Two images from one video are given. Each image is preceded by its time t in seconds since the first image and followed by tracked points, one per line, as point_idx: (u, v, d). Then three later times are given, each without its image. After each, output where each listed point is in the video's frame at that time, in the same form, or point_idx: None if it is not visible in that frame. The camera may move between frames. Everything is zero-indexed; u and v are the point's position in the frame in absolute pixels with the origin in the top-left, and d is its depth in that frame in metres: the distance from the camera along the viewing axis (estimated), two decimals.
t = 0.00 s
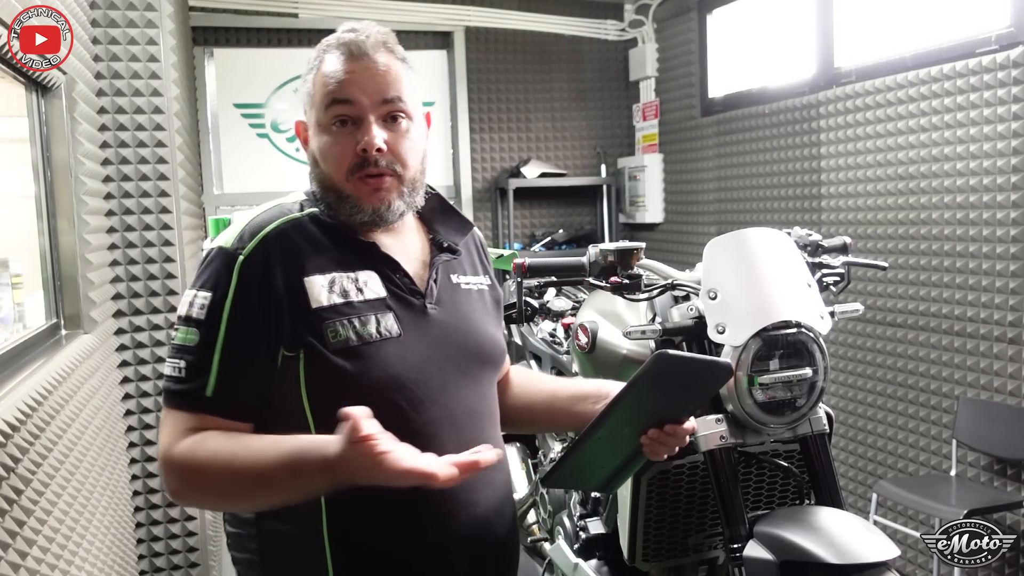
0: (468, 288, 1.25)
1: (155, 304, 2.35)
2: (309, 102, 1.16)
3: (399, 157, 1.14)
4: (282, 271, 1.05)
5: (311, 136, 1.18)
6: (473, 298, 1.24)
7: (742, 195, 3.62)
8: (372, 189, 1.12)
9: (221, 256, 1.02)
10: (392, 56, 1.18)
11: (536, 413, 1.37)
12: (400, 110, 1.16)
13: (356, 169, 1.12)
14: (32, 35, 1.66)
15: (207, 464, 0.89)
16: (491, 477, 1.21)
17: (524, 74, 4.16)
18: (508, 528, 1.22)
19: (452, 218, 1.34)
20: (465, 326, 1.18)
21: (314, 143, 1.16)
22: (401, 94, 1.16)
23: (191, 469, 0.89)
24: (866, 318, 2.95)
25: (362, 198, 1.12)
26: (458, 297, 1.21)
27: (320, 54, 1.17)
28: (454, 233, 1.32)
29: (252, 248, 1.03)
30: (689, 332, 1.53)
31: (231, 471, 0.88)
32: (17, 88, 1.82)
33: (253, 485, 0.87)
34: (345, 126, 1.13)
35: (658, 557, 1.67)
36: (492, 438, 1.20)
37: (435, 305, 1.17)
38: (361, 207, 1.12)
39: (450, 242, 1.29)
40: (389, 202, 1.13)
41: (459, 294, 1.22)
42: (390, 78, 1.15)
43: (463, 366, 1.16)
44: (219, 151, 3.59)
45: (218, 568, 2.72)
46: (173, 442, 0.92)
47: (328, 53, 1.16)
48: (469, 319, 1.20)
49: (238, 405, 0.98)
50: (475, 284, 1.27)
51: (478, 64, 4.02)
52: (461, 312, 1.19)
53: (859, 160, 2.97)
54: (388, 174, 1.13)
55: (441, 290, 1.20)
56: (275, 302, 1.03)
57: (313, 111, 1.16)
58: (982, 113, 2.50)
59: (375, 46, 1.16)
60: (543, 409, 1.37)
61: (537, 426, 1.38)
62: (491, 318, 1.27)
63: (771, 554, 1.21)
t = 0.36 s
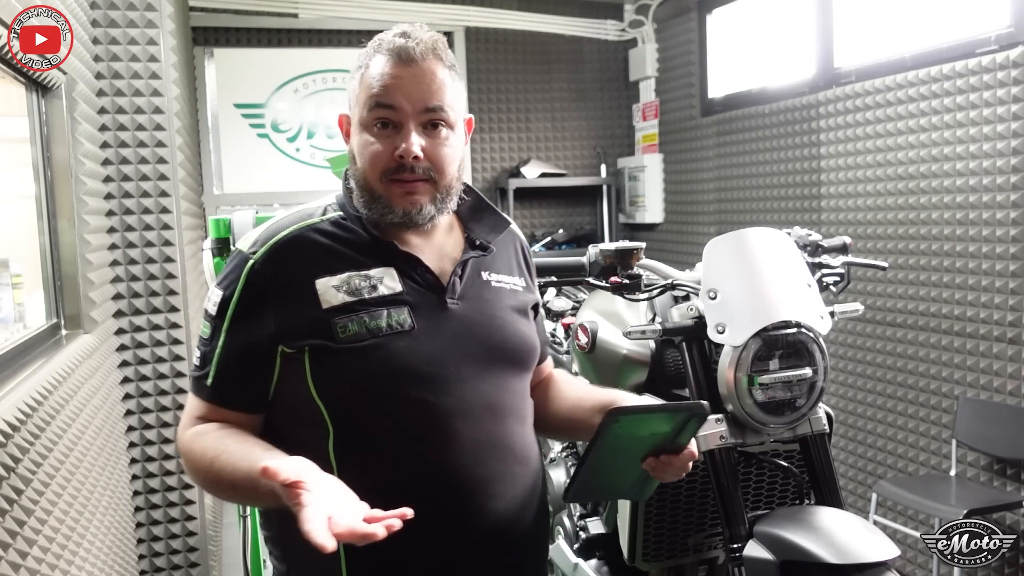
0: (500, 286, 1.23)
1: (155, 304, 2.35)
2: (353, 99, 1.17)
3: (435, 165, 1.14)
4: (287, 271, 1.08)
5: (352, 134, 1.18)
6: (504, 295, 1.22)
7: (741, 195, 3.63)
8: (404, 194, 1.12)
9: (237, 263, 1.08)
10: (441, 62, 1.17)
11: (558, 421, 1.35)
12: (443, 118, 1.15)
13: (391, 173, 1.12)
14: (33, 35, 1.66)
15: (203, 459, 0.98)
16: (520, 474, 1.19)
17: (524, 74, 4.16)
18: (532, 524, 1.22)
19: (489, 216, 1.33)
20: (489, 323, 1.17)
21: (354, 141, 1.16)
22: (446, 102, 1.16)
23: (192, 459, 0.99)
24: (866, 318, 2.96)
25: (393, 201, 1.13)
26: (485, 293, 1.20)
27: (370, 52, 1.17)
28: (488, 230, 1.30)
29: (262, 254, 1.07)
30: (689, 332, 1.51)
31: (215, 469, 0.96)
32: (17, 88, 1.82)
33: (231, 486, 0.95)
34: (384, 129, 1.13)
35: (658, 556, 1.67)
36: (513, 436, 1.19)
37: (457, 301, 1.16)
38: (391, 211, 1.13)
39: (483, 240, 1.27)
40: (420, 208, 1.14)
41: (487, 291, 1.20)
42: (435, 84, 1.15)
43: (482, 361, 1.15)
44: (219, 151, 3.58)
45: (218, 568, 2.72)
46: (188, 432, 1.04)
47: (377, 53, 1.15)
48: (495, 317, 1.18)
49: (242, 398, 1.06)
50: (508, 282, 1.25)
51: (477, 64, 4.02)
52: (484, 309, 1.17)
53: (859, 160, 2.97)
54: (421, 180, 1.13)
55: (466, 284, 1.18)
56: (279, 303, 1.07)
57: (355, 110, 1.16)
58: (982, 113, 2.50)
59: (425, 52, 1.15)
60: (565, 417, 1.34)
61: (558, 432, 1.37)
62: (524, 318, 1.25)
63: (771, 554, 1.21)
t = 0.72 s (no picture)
0: (525, 280, 1.24)
1: (155, 304, 2.35)
2: (378, 95, 1.23)
3: (454, 156, 1.19)
4: (312, 263, 1.13)
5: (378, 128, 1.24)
6: (529, 288, 1.24)
7: (741, 195, 3.63)
8: (425, 184, 1.18)
9: (271, 256, 1.15)
10: (461, 59, 1.22)
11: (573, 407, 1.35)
12: (463, 111, 1.20)
13: (412, 164, 1.18)
14: (33, 35, 1.66)
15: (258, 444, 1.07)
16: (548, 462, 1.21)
17: (524, 75, 4.16)
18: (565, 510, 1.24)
19: (515, 211, 1.33)
20: (509, 316, 1.18)
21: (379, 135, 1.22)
22: (466, 97, 1.20)
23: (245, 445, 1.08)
24: (866, 318, 2.96)
25: (415, 191, 1.18)
26: (508, 287, 1.21)
27: (395, 50, 1.23)
28: (512, 224, 1.31)
29: (291, 245, 1.14)
30: (689, 332, 1.51)
31: (276, 452, 1.06)
32: (17, 88, 1.81)
33: (297, 467, 1.06)
34: (407, 123, 1.19)
35: (658, 557, 1.67)
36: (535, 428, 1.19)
37: (477, 294, 1.18)
38: (412, 201, 1.18)
39: (505, 234, 1.28)
40: (440, 199, 1.19)
41: (511, 285, 1.22)
42: (455, 79, 1.20)
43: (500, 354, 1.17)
44: (219, 151, 3.59)
45: (218, 568, 2.72)
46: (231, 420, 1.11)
47: (400, 51, 1.21)
48: (517, 310, 1.19)
49: (274, 388, 1.12)
50: (535, 275, 1.26)
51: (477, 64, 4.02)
52: (505, 302, 1.19)
53: (859, 160, 2.97)
54: (441, 171, 1.18)
55: (487, 278, 1.20)
56: (307, 296, 1.12)
57: (380, 105, 1.21)
58: (982, 113, 2.50)
59: (446, 48, 1.20)
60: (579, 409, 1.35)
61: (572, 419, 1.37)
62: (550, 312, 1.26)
63: (771, 554, 1.21)
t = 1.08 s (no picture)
0: (544, 275, 1.23)
1: (155, 304, 2.35)
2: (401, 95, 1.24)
3: (475, 153, 1.20)
4: (330, 260, 1.16)
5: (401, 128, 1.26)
6: (548, 284, 1.23)
7: (741, 195, 3.63)
8: (446, 182, 1.19)
9: (293, 256, 1.20)
10: (480, 56, 1.22)
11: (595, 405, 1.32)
12: (483, 108, 1.21)
13: (434, 162, 1.19)
14: (33, 35, 1.66)
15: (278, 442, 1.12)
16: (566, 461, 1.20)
17: (524, 75, 4.16)
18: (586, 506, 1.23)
19: (536, 207, 1.33)
20: (525, 312, 1.18)
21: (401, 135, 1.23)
22: (485, 94, 1.21)
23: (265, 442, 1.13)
24: (866, 318, 2.96)
25: (437, 189, 1.19)
26: (525, 283, 1.20)
27: (417, 50, 1.24)
28: (532, 219, 1.30)
29: (311, 244, 1.17)
30: (689, 332, 1.51)
31: (296, 450, 1.11)
32: (17, 88, 1.81)
33: (315, 466, 1.10)
34: (428, 121, 1.20)
35: (658, 556, 1.67)
36: (551, 426, 1.18)
37: (492, 290, 1.17)
38: (434, 199, 1.19)
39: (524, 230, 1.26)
40: (462, 197, 1.19)
41: (529, 281, 1.21)
42: (475, 76, 1.20)
43: (516, 353, 1.16)
44: (219, 151, 3.59)
45: (218, 568, 2.72)
46: (254, 415, 1.16)
47: (421, 51, 1.22)
48: (533, 306, 1.19)
49: (295, 381, 1.17)
50: (555, 271, 1.25)
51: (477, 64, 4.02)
52: (522, 297, 1.18)
53: (859, 160, 2.97)
54: (463, 168, 1.19)
55: (503, 274, 1.19)
56: (325, 293, 1.16)
57: (403, 105, 1.23)
58: (982, 113, 2.50)
59: (466, 47, 1.21)
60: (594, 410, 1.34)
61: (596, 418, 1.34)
62: (571, 309, 1.24)
63: (771, 554, 1.22)
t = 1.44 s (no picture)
0: (556, 277, 1.23)
1: (155, 304, 2.35)
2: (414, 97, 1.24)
3: (489, 157, 1.20)
4: (343, 262, 1.17)
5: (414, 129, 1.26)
6: (560, 285, 1.23)
7: (741, 195, 3.63)
8: (460, 185, 1.19)
9: (309, 257, 1.20)
10: (495, 60, 1.22)
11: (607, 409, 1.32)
12: (498, 113, 1.21)
13: (447, 166, 1.19)
14: (33, 35, 1.66)
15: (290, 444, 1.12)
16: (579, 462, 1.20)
17: (524, 75, 4.16)
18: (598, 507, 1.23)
19: (549, 208, 1.32)
20: (536, 313, 1.18)
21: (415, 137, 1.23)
22: (500, 98, 1.21)
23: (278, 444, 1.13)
24: (866, 318, 2.96)
25: (450, 192, 1.20)
26: (537, 284, 1.20)
27: (431, 52, 1.23)
28: (544, 221, 1.30)
29: (325, 246, 1.18)
30: (689, 331, 1.51)
31: (307, 454, 1.11)
32: (17, 88, 1.81)
33: (325, 471, 1.10)
34: (442, 125, 1.20)
35: (658, 556, 1.67)
36: (563, 427, 1.18)
37: (504, 291, 1.17)
38: (447, 202, 1.20)
39: (536, 231, 1.26)
40: (476, 200, 1.20)
41: (542, 282, 1.21)
42: (490, 81, 1.20)
43: (529, 354, 1.16)
44: (219, 151, 3.59)
45: (218, 568, 2.72)
46: (269, 415, 1.16)
47: (435, 54, 1.21)
48: (545, 307, 1.18)
49: (312, 383, 1.17)
50: (566, 272, 1.25)
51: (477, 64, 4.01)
52: (534, 299, 1.18)
53: (859, 160, 2.97)
54: (476, 172, 1.20)
55: (515, 275, 1.19)
56: (339, 294, 1.16)
57: (416, 108, 1.23)
58: (982, 113, 2.50)
59: (480, 50, 1.20)
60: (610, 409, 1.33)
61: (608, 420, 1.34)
62: (583, 310, 1.24)
63: (772, 554, 1.22)
